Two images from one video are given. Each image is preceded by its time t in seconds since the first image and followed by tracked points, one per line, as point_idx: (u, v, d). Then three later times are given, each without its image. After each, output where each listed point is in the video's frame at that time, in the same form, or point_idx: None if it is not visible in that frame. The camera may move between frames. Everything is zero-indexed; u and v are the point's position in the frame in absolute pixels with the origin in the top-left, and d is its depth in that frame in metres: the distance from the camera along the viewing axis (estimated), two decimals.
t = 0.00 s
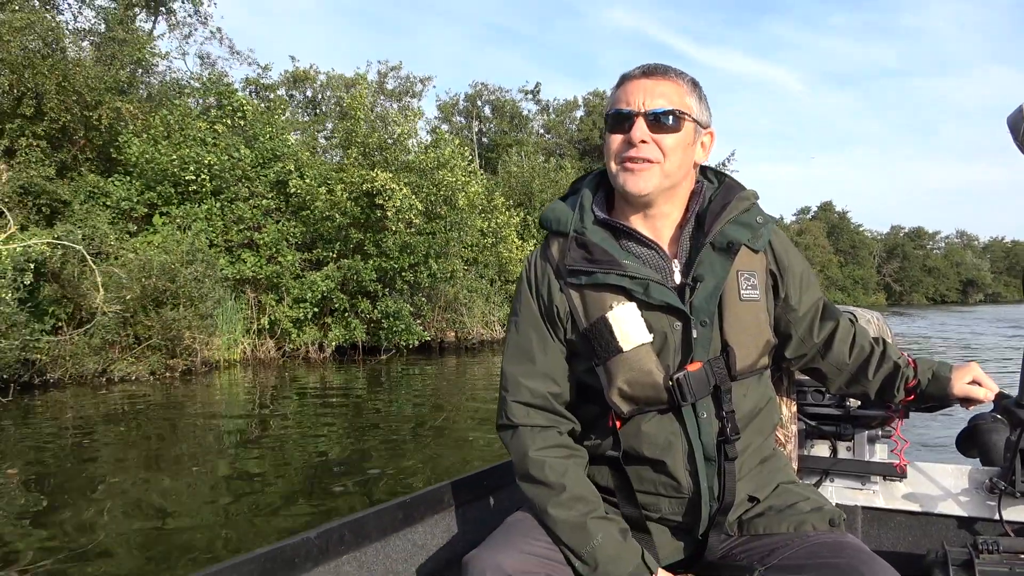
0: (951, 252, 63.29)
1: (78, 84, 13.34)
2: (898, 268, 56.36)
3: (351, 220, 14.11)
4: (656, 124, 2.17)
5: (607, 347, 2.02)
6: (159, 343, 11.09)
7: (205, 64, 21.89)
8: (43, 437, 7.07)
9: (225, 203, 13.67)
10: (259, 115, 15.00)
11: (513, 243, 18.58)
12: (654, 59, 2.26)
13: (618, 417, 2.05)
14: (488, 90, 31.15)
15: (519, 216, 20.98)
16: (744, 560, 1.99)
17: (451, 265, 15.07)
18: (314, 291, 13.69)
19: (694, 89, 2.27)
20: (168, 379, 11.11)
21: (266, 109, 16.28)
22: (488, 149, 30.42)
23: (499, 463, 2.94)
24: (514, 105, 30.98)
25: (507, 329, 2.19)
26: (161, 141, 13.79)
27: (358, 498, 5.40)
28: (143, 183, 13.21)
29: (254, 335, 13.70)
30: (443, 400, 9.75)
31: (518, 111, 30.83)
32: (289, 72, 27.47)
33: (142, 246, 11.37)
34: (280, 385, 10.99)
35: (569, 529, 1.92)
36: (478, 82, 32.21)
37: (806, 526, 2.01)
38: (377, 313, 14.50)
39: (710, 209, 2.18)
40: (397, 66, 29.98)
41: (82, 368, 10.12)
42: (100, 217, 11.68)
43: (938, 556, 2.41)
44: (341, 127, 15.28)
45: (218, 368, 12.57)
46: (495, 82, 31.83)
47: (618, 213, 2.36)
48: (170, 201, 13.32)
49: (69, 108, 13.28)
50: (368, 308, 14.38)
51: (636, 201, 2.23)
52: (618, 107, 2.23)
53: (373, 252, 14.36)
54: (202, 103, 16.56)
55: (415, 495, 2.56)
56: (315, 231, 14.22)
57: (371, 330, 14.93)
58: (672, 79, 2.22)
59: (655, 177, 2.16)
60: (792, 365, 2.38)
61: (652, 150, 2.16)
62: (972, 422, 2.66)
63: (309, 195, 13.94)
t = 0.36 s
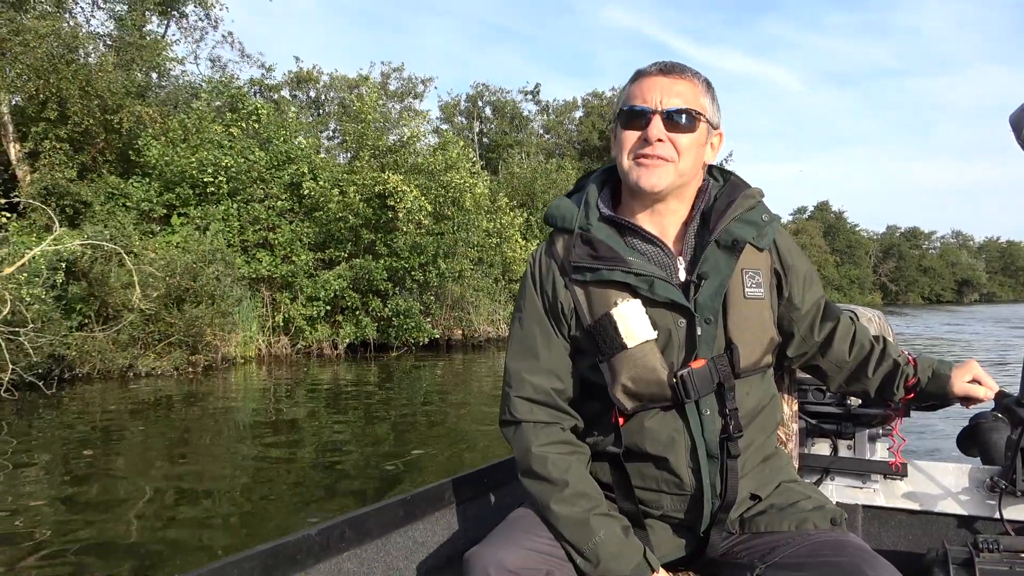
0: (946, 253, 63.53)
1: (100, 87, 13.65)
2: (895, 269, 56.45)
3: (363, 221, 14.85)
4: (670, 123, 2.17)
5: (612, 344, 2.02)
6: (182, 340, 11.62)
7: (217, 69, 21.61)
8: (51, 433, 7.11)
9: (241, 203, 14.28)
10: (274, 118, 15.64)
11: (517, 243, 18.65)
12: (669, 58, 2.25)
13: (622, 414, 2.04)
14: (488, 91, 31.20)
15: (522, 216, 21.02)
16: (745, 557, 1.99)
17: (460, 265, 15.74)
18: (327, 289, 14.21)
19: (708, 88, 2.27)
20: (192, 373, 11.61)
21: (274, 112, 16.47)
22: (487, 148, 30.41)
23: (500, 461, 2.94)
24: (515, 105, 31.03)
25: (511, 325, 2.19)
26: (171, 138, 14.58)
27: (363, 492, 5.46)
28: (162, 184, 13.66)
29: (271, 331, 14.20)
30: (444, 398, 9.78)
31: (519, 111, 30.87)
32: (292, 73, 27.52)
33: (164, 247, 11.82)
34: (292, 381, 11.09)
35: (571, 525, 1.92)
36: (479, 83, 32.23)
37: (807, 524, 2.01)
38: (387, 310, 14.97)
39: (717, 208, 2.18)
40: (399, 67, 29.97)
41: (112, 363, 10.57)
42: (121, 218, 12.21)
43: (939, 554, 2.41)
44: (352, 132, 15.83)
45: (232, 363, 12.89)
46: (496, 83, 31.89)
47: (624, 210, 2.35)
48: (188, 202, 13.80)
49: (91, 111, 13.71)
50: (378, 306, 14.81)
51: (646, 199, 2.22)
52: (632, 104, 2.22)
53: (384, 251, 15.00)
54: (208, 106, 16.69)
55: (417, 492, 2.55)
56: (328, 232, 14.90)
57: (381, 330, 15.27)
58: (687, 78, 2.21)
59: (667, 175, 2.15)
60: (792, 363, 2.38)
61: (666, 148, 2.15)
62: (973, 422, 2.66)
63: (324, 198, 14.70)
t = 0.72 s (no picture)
0: (942, 252, 63.65)
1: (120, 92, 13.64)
2: (891, 268, 56.55)
3: (376, 221, 15.26)
4: (680, 123, 2.16)
5: (617, 342, 2.01)
6: (205, 336, 12.05)
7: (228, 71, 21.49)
8: (60, 430, 7.16)
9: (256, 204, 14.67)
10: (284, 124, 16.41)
11: (521, 243, 18.72)
12: (679, 57, 2.24)
13: (627, 413, 2.04)
14: (490, 92, 31.18)
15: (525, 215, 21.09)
16: (748, 557, 1.99)
17: (467, 264, 16.03)
18: (340, 287, 14.69)
19: (717, 88, 2.26)
20: (212, 368, 12.05)
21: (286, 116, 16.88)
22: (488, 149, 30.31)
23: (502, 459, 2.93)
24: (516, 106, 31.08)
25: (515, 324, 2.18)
26: (186, 135, 15.04)
27: (368, 487, 5.50)
28: (181, 186, 14.19)
29: (285, 329, 14.66)
30: (446, 394, 9.78)
31: (519, 111, 30.89)
32: (296, 73, 27.50)
33: (186, 247, 12.33)
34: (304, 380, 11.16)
35: (575, 525, 1.91)
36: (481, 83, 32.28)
37: (811, 524, 2.00)
38: (397, 309, 15.39)
39: (722, 207, 2.17)
40: (402, 69, 29.90)
41: (136, 359, 10.97)
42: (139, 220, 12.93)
43: (941, 554, 2.41)
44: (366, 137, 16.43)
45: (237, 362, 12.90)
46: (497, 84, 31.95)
47: (630, 208, 2.34)
48: (206, 203, 14.27)
49: (112, 116, 13.73)
50: (389, 305, 15.29)
51: (653, 198, 2.21)
52: (641, 103, 2.21)
53: (395, 252, 15.39)
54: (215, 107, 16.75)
55: (419, 491, 2.54)
56: (340, 232, 15.32)
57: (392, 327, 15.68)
58: (697, 77, 2.21)
59: (677, 175, 2.14)
60: (792, 363, 2.38)
61: (676, 148, 2.14)
62: (975, 423, 2.73)
63: (337, 199, 15.13)
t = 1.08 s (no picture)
0: (941, 251, 63.57)
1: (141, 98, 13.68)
2: (888, 267, 56.51)
3: (387, 224, 15.44)
4: (676, 122, 2.15)
5: (616, 343, 2.01)
6: (227, 336, 12.40)
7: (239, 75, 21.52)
8: (74, 428, 7.24)
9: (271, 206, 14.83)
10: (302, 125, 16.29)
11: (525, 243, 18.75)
12: (674, 56, 2.23)
13: (626, 413, 2.03)
14: (492, 93, 31.22)
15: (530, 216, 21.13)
16: (748, 557, 1.98)
17: (475, 265, 16.21)
18: (353, 288, 14.95)
19: (713, 87, 2.25)
20: (235, 365, 12.37)
21: (299, 119, 16.74)
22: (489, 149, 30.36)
23: (503, 459, 2.93)
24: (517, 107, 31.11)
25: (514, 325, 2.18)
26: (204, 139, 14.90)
27: (374, 484, 5.53)
28: (198, 189, 14.17)
29: (301, 328, 14.96)
30: (451, 392, 9.79)
31: (521, 112, 30.88)
32: (301, 75, 27.55)
33: (205, 248, 12.72)
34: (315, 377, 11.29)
35: (575, 525, 1.91)
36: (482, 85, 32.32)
37: (811, 524, 1.99)
38: (408, 308, 15.60)
39: (721, 206, 2.17)
40: (405, 71, 29.93)
41: (161, 357, 11.25)
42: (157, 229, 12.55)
43: (943, 555, 2.40)
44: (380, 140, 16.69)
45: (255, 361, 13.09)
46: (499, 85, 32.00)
47: (627, 208, 2.34)
48: (223, 207, 14.42)
49: (133, 121, 13.84)
50: (400, 305, 15.53)
51: (651, 199, 2.21)
52: (637, 103, 2.21)
53: (406, 252, 15.56)
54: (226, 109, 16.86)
55: (419, 491, 2.54)
56: (353, 233, 15.51)
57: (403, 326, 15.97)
58: (692, 76, 2.20)
59: (673, 175, 2.14)
60: (791, 363, 2.37)
61: (672, 148, 2.14)
62: (977, 423, 2.72)
63: (350, 202, 15.32)
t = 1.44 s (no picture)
0: (940, 254, 63.43)
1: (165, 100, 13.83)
2: (887, 271, 56.39)
3: (400, 224, 15.58)
4: (673, 124, 2.16)
5: (615, 345, 2.01)
6: (249, 332, 12.85)
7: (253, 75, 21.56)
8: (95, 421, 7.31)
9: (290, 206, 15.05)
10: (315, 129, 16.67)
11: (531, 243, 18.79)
12: (670, 57, 2.23)
13: (626, 416, 2.03)
14: (497, 94, 31.25)
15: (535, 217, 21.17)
16: (748, 560, 1.98)
17: (483, 265, 16.31)
18: (367, 285, 15.13)
19: (711, 89, 2.26)
20: (256, 359, 12.87)
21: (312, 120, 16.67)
22: (492, 150, 30.41)
23: (503, 460, 2.93)
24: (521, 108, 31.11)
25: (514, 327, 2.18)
26: (222, 140, 14.99)
27: (380, 479, 5.55)
28: (217, 188, 14.32)
29: (315, 325, 15.02)
30: (456, 389, 9.82)
31: (525, 113, 30.84)
32: (309, 74, 27.57)
33: (227, 246, 12.99)
34: (327, 372, 11.40)
35: (575, 527, 1.91)
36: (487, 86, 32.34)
37: (812, 526, 1.99)
38: (419, 305, 15.73)
39: (720, 208, 2.17)
40: (412, 72, 29.99)
41: (187, 350, 11.73)
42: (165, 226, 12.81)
43: (943, 558, 2.40)
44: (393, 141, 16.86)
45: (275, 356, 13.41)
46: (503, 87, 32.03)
47: (627, 210, 2.34)
48: (242, 205, 14.52)
49: (157, 122, 14.09)
50: (411, 302, 15.69)
51: (649, 201, 2.22)
52: (634, 105, 2.21)
53: (418, 251, 15.67)
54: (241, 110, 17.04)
55: (420, 491, 2.55)
56: (368, 232, 15.69)
57: (415, 323, 16.10)
58: (689, 78, 2.20)
59: (669, 177, 2.15)
60: (792, 365, 2.37)
61: (669, 150, 2.14)
62: (979, 426, 2.69)
63: (366, 202, 15.48)
